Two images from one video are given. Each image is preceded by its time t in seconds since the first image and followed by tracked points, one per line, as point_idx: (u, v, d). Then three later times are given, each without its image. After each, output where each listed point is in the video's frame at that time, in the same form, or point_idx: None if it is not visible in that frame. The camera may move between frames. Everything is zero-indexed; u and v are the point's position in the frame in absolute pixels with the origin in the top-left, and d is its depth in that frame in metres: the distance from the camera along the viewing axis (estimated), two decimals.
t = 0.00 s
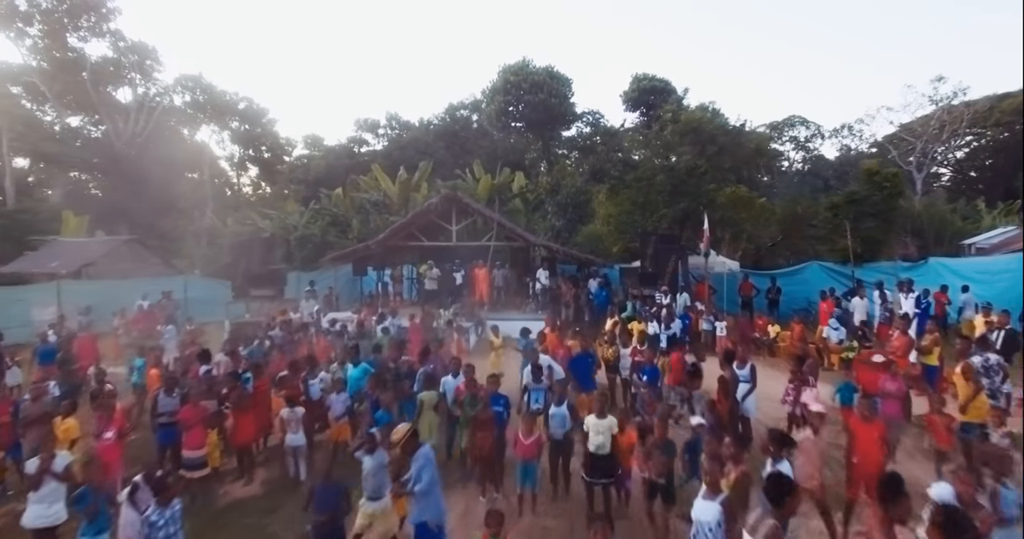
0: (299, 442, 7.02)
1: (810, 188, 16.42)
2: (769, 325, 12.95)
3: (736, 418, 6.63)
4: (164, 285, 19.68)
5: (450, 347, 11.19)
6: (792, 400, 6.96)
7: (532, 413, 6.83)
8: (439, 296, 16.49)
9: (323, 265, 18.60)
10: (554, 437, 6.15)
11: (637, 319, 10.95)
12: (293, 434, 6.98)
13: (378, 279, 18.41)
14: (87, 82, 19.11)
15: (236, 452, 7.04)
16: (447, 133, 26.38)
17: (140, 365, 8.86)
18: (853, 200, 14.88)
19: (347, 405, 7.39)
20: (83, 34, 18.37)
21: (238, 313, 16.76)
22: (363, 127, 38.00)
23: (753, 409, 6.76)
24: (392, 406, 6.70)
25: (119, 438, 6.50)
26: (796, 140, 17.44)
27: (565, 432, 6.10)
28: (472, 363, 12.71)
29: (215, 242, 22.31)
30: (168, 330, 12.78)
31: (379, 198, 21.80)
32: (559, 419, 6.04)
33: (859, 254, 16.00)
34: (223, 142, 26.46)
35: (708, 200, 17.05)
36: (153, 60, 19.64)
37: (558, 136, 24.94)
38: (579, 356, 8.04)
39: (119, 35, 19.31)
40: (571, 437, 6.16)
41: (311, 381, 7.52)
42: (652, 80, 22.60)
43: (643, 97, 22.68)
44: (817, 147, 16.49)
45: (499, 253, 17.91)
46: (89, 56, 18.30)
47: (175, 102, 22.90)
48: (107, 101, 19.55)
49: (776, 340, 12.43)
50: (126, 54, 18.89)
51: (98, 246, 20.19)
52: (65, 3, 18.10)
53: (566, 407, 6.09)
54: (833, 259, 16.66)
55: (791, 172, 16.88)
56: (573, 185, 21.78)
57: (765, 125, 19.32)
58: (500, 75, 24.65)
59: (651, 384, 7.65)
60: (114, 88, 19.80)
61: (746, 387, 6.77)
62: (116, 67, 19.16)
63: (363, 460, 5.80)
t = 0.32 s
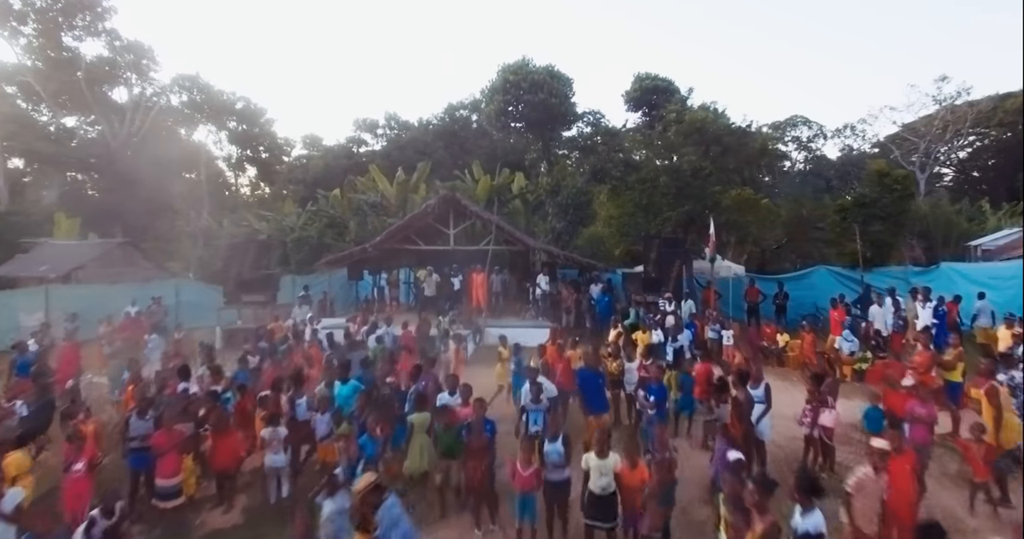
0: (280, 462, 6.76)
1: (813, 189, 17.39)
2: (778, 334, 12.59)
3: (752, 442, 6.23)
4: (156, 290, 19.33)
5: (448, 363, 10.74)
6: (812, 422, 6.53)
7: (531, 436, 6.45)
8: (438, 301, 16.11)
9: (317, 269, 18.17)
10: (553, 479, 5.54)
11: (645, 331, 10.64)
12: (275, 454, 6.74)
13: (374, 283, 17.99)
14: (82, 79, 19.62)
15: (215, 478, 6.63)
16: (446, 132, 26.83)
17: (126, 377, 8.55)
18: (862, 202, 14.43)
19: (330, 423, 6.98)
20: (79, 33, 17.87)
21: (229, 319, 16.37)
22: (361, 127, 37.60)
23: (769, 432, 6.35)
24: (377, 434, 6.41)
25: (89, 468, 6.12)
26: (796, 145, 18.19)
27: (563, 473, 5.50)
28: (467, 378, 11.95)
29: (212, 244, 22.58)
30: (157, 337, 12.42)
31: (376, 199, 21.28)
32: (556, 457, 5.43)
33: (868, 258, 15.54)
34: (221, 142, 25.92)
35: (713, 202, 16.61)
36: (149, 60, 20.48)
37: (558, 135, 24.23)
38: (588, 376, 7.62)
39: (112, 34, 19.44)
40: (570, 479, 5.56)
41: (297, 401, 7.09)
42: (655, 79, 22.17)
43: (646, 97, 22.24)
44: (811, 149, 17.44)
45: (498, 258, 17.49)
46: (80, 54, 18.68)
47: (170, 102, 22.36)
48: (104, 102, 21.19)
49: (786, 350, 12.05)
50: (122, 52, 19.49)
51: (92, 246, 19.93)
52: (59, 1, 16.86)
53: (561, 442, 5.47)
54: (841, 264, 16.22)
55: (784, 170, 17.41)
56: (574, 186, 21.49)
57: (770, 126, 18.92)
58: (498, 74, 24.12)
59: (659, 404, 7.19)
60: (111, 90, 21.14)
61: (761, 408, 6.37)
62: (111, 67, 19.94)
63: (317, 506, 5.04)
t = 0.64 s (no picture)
0: (264, 489, 6.34)
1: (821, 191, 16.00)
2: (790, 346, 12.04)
3: (772, 474, 5.79)
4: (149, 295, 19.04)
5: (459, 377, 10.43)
6: (835, 450, 6.09)
7: (532, 464, 6.29)
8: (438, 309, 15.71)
9: (313, 274, 17.76)
10: (553, 532, 5.31)
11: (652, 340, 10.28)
12: (259, 480, 6.29)
13: (371, 289, 17.59)
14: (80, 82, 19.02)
15: (195, 510, 6.18)
16: (447, 133, 25.63)
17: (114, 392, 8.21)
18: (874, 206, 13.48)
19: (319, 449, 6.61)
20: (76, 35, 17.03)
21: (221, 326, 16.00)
22: (361, 128, 37.21)
23: (789, 461, 5.96)
24: (365, 462, 6.02)
25: (52, 511, 5.85)
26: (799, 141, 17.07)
27: (564, 526, 5.29)
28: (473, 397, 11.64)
29: (206, 247, 22.19)
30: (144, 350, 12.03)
31: (374, 202, 19.98)
32: (558, 509, 5.29)
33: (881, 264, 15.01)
34: (220, 143, 25.46)
35: (720, 208, 16.07)
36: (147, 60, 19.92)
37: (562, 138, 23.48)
38: (600, 402, 7.22)
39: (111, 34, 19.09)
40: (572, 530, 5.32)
41: (289, 425, 6.74)
42: (659, 80, 21.74)
43: (650, 99, 21.79)
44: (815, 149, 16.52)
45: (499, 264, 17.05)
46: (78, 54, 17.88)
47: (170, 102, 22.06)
48: (103, 102, 20.36)
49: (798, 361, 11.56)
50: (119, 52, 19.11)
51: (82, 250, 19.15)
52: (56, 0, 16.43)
53: (565, 494, 5.34)
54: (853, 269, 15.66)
55: (797, 170, 16.25)
56: (575, 189, 21.15)
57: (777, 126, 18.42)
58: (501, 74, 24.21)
59: (670, 430, 6.75)
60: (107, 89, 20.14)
61: (780, 434, 5.96)
62: (109, 67, 19.16)
63: None
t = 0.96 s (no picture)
0: (246, 532, 5.97)
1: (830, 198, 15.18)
2: (804, 362, 11.51)
3: (798, 523, 5.58)
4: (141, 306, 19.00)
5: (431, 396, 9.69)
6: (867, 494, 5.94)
7: (539, 508, 6.63)
8: (438, 320, 15.20)
9: (308, 282, 17.29)
10: None
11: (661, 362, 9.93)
12: (242, 523, 5.95)
13: (367, 298, 17.11)
14: (76, 83, 19.01)
15: None
16: (446, 135, 23.70)
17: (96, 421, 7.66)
18: (888, 213, 13.06)
19: (304, 490, 6.18)
20: (71, 34, 18.08)
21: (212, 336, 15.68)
22: (360, 130, 36.83)
23: (816, 508, 5.65)
24: (350, 510, 6.05)
25: None
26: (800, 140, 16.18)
27: None
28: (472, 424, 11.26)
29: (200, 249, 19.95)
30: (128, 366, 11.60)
31: (373, 205, 19.58)
32: None
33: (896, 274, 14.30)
34: (219, 145, 25.17)
35: (731, 216, 14.82)
36: (145, 61, 19.59)
37: (563, 139, 23.17)
38: (608, 443, 6.83)
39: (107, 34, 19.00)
40: None
41: (276, 463, 6.42)
42: (664, 81, 21.21)
43: (653, 99, 21.23)
44: (820, 148, 16.21)
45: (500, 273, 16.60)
46: (74, 55, 18.61)
47: (169, 103, 20.16)
48: (100, 103, 19.70)
49: (814, 378, 10.99)
50: (117, 53, 19.11)
51: (75, 257, 19.59)
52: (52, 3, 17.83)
53: None
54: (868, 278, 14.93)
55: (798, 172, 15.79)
56: (578, 194, 20.68)
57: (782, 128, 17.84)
58: (500, 76, 23.38)
59: (684, 473, 6.47)
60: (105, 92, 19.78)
61: (806, 478, 5.66)
62: (105, 68, 19.16)
63: None
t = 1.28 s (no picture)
0: None
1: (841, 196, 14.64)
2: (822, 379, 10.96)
3: None
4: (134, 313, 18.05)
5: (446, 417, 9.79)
6: None
7: None
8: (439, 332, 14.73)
9: (308, 291, 16.93)
10: None
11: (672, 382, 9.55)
12: None
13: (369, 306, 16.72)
14: (78, 85, 19.33)
15: None
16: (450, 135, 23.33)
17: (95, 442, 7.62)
18: (908, 220, 12.77)
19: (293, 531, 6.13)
20: (70, 34, 19.27)
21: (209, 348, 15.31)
22: (365, 131, 36.51)
23: None
24: None
25: None
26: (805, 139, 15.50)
27: None
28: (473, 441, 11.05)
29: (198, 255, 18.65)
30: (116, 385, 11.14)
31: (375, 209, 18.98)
32: None
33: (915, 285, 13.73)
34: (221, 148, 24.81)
35: (742, 224, 14.36)
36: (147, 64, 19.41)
37: (568, 140, 22.34)
38: (615, 489, 7.03)
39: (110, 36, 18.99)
40: None
41: (265, 505, 6.28)
42: (673, 83, 20.70)
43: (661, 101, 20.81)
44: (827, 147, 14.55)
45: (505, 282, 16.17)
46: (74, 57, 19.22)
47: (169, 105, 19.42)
48: (102, 106, 19.52)
49: (831, 396, 10.61)
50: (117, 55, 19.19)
51: (71, 263, 18.58)
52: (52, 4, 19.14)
53: None
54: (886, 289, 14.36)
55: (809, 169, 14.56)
56: (585, 199, 20.07)
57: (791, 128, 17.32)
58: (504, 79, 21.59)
59: (705, 520, 6.57)
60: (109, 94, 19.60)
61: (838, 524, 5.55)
62: (107, 70, 19.31)
63: None
